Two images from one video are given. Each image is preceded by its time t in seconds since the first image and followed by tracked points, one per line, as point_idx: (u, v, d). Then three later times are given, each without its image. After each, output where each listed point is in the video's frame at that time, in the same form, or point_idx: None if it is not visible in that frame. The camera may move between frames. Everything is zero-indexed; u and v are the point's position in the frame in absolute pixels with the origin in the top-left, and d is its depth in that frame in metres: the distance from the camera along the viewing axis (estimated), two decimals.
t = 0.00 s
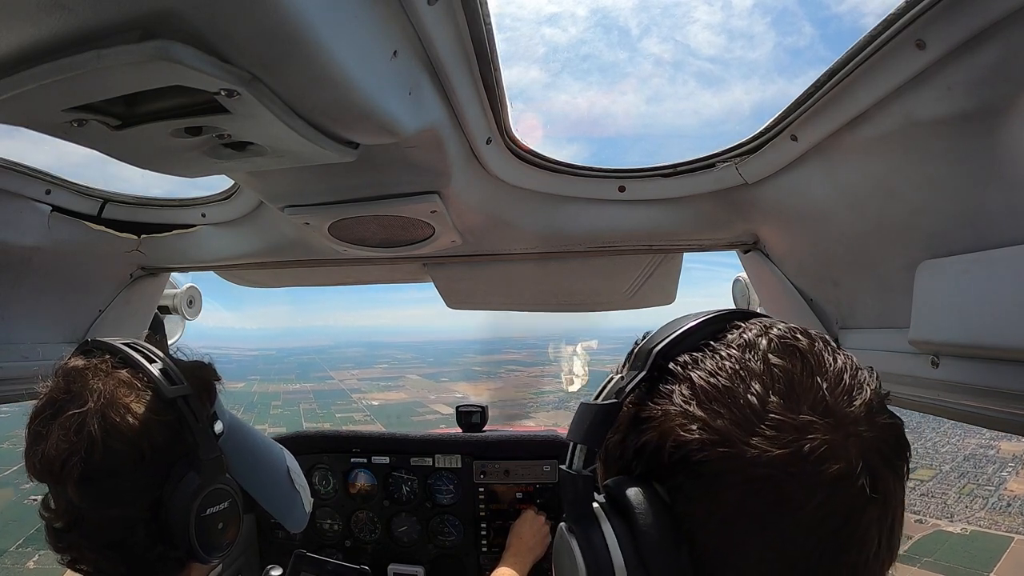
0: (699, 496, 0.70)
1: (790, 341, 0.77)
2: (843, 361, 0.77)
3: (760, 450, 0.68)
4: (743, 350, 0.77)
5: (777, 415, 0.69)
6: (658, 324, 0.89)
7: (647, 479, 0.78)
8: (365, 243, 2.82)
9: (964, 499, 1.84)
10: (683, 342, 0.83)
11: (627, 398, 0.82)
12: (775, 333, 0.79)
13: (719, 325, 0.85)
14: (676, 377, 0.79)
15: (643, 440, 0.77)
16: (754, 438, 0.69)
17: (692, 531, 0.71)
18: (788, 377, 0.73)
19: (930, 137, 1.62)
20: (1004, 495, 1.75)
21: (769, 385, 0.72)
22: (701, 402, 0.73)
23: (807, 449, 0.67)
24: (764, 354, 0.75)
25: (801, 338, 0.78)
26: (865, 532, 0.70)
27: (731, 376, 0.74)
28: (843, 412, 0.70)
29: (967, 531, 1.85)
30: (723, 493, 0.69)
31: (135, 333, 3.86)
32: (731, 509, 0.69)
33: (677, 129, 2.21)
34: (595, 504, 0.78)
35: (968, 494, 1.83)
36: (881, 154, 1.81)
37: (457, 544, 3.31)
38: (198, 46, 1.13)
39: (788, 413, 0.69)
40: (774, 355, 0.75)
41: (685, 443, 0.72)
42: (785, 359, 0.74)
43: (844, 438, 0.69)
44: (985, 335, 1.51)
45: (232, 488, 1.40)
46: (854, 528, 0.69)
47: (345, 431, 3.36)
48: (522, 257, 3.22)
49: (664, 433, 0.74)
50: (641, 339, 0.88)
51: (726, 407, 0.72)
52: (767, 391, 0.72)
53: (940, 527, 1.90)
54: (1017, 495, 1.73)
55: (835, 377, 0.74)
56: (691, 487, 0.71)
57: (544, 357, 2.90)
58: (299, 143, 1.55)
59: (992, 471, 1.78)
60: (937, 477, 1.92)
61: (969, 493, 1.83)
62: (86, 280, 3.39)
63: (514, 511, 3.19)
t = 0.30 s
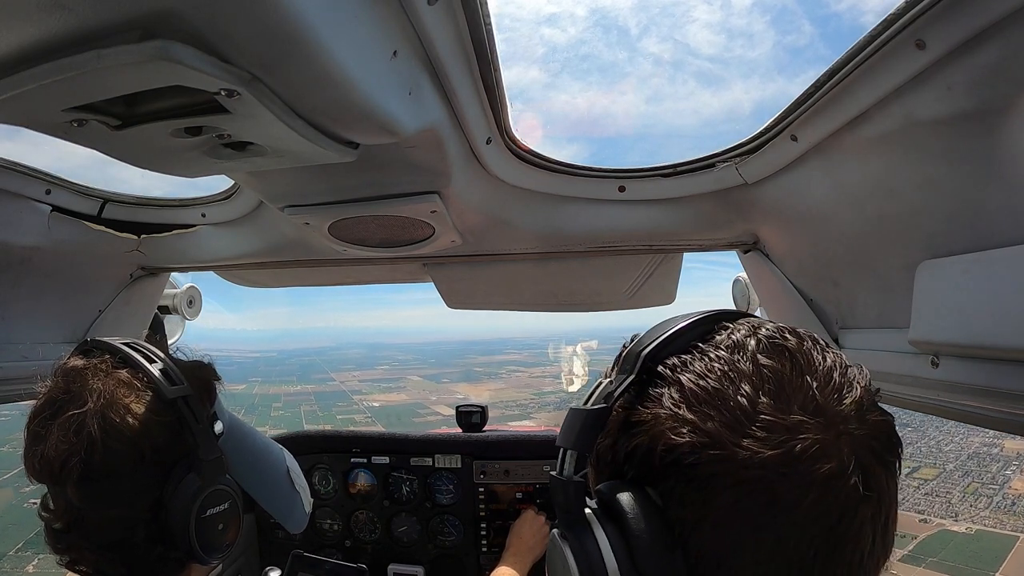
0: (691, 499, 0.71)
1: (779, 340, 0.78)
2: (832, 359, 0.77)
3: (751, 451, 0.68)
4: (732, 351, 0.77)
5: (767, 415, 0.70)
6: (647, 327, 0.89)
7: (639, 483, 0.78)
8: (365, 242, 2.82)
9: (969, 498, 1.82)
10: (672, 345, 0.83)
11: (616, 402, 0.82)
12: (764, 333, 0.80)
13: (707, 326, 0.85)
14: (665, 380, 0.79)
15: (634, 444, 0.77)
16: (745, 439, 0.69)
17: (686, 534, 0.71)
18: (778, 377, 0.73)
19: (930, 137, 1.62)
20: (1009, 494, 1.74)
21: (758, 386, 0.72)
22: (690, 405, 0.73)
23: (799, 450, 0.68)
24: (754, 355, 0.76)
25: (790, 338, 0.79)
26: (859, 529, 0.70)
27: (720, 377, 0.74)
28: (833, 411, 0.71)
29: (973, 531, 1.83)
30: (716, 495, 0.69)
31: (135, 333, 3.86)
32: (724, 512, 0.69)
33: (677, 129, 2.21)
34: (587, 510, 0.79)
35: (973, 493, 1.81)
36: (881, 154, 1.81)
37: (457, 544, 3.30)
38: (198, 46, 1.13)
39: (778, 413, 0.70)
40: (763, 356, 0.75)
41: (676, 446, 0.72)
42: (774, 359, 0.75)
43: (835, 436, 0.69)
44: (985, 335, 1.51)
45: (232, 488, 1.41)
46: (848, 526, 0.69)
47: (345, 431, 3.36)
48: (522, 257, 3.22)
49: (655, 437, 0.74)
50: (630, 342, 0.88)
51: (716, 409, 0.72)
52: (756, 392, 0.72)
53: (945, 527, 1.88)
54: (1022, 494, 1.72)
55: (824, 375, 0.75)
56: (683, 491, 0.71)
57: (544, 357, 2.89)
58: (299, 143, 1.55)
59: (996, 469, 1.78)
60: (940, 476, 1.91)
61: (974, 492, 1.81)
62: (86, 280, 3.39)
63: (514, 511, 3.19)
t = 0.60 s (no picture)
0: (689, 500, 0.71)
1: (778, 341, 0.78)
2: (831, 360, 0.77)
3: (750, 452, 0.68)
4: (731, 352, 0.77)
5: (766, 416, 0.70)
6: (646, 327, 0.89)
7: (637, 484, 0.78)
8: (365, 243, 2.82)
9: (972, 498, 1.84)
10: (671, 345, 0.83)
11: (614, 403, 0.82)
12: (763, 333, 0.80)
13: (706, 327, 0.85)
14: (663, 381, 0.79)
15: (633, 445, 0.77)
16: (744, 440, 0.69)
17: (685, 535, 0.71)
18: (776, 378, 0.73)
19: (930, 137, 1.62)
20: (1012, 494, 1.76)
21: (757, 387, 0.72)
22: (689, 406, 0.73)
23: (798, 450, 0.68)
24: (753, 356, 0.76)
25: (789, 339, 0.79)
26: (859, 530, 0.70)
27: (719, 378, 0.74)
28: (832, 412, 0.71)
29: (977, 531, 1.84)
30: (715, 496, 0.69)
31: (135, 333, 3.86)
32: (723, 513, 0.69)
33: (676, 129, 2.21)
34: (586, 510, 0.79)
35: (975, 493, 1.83)
36: (881, 154, 1.81)
37: (457, 544, 3.30)
38: (198, 46, 1.13)
39: (777, 414, 0.70)
40: (762, 356, 0.75)
41: (675, 447, 0.72)
42: (773, 360, 0.75)
43: (834, 437, 0.69)
44: (985, 334, 1.51)
45: (237, 485, 1.41)
46: (847, 526, 0.69)
47: (345, 431, 3.36)
48: (522, 257, 3.22)
49: (654, 438, 0.74)
50: (629, 343, 0.88)
51: (715, 410, 0.72)
52: (755, 392, 0.72)
53: (948, 526, 1.89)
54: None
55: (824, 376, 0.75)
56: (682, 492, 0.71)
57: (546, 358, 2.93)
58: (299, 143, 1.55)
59: (1000, 469, 1.78)
60: (944, 476, 1.90)
61: (976, 491, 1.83)
62: (85, 280, 3.39)
63: (514, 511, 3.19)
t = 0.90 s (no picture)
0: (685, 498, 0.71)
1: (771, 340, 0.78)
2: (825, 358, 0.77)
3: (743, 450, 0.68)
4: (725, 351, 0.77)
5: (759, 414, 0.70)
6: (641, 328, 0.89)
7: (633, 483, 0.77)
8: (365, 243, 2.82)
9: (973, 500, 1.81)
10: (665, 346, 0.83)
11: (610, 404, 0.82)
12: (757, 332, 0.80)
13: (701, 327, 0.85)
14: (658, 381, 0.79)
15: (628, 445, 0.77)
16: (738, 438, 0.69)
17: (681, 533, 0.71)
18: (770, 376, 0.73)
19: (930, 137, 1.62)
20: (1014, 496, 1.75)
21: (751, 385, 0.72)
22: (683, 405, 0.73)
23: (792, 448, 0.68)
24: (747, 355, 0.75)
25: (783, 337, 0.79)
26: (853, 527, 0.70)
27: (713, 377, 0.74)
28: (825, 410, 0.71)
29: (979, 534, 1.81)
30: (710, 494, 0.69)
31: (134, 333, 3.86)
32: (717, 511, 0.69)
33: (677, 129, 2.21)
34: (581, 510, 0.79)
35: (977, 495, 1.81)
36: (882, 154, 1.81)
37: (457, 544, 3.30)
38: (198, 46, 1.13)
39: (770, 412, 0.70)
40: (756, 355, 0.75)
41: (669, 446, 0.72)
42: (766, 359, 0.75)
43: (827, 435, 0.69)
44: (985, 334, 1.51)
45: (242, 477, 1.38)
46: (842, 523, 0.69)
47: (345, 431, 3.37)
48: (522, 257, 3.22)
49: (649, 437, 0.74)
50: (624, 344, 0.88)
51: (709, 408, 0.72)
52: (749, 391, 0.72)
53: (951, 528, 1.88)
54: None
55: (816, 374, 0.75)
56: (677, 490, 0.71)
57: (545, 358, 2.92)
58: (299, 143, 1.55)
59: (1001, 471, 1.78)
60: (945, 478, 1.90)
61: (978, 493, 1.81)
62: (85, 280, 3.39)
63: (514, 512, 3.19)
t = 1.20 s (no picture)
0: (684, 497, 0.71)
1: (770, 340, 0.78)
2: (823, 358, 0.77)
3: (742, 449, 0.68)
4: (723, 351, 0.77)
5: (758, 414, 0.70)
6: (640, 328, 0.89)
7: (633, 483, 0.77)
8: (365, 243, 2.82)
9: (975, 504, 1.81)
10: (664, 345, 0.83)
11: (608, 404, 0.82)
12: (755, 332, 0.80)
13: (700, 326, 0.85)
14: (657, 381, 0.79)
15: (627, 445, 0.77)
16: (736, 438, 0.69)
17: (680, 533, 0.71)
18: (768, 376, 0.73)
19: (930, 137, 1.62)
20: (1015, 499, 1.74)
21: (749, 385, 0.72)
22: (682, 405, 0.73)
23: (790, 447, 0.68)
24: (745, 355, 0.75)
25: (781, 337, 0.79)
26: (853, 525, 0.70)
27: (711, 377, 0.74)
28: (824, 409, 0.71)
29: (980, 538, 1.80)
30: (709, 493, 0.69)
31: (134, 333, 3.86)
32: (716, 511, 0.69)
33: (677, 130, 2.21)
34: (581, 510, 0.79)
35: (979, 498, 1.80)
36: (882, 154, 1.81)
37: (457, 544, 3.30)
38: (198, 46, 1.13)
39: (768, 412, 0.70)
40: (755, 355, 0.75)
41: (668, 446, 0.72)
42: (764, 359, 0.75)
43: (826, 434, 0.69)
44: (985, 334, 1.51)
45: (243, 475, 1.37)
46: (841, 521, 0.69)
47: (345, 431, 3.37)
48: (522, 257, 3.22)
49: (648, 437, 0.74)
50: (623, 344, 0.87)
51: (707, 408, 0.72)
52: (748, 391, 0.72)
53: (952, 533, 1.86)
54: None
55: (815, 373, 0.75)
56: (676, 489, 0.71)
57: (545, 358, 2.90)
58: (299, 143, 1.55)
59: (1002, 474, 1.77)
60: (946, 481, 1.90)
61: (980, 497, 1.80)
62: (86, 280, 3.39)
63: (514, 512, 3.20)
